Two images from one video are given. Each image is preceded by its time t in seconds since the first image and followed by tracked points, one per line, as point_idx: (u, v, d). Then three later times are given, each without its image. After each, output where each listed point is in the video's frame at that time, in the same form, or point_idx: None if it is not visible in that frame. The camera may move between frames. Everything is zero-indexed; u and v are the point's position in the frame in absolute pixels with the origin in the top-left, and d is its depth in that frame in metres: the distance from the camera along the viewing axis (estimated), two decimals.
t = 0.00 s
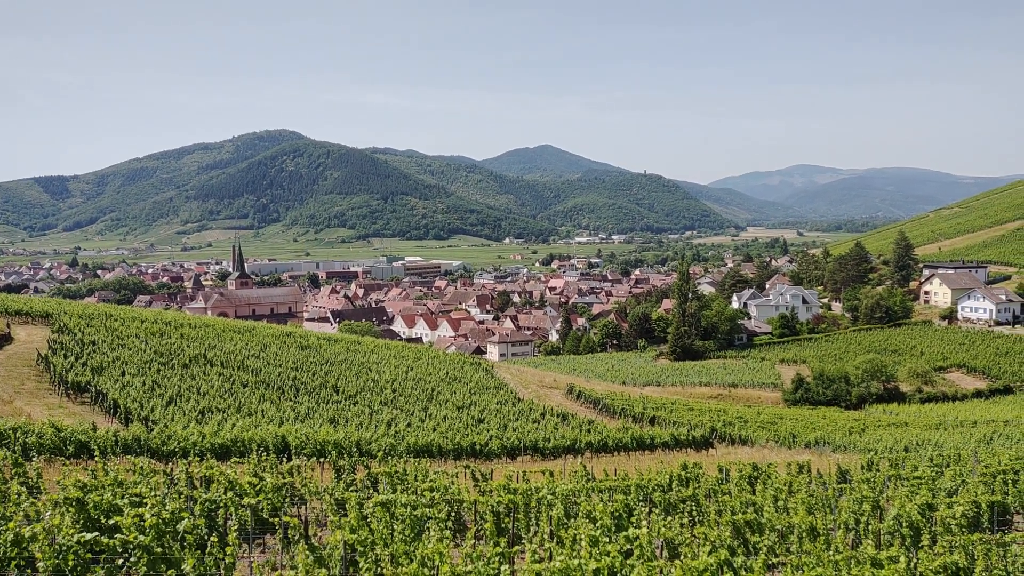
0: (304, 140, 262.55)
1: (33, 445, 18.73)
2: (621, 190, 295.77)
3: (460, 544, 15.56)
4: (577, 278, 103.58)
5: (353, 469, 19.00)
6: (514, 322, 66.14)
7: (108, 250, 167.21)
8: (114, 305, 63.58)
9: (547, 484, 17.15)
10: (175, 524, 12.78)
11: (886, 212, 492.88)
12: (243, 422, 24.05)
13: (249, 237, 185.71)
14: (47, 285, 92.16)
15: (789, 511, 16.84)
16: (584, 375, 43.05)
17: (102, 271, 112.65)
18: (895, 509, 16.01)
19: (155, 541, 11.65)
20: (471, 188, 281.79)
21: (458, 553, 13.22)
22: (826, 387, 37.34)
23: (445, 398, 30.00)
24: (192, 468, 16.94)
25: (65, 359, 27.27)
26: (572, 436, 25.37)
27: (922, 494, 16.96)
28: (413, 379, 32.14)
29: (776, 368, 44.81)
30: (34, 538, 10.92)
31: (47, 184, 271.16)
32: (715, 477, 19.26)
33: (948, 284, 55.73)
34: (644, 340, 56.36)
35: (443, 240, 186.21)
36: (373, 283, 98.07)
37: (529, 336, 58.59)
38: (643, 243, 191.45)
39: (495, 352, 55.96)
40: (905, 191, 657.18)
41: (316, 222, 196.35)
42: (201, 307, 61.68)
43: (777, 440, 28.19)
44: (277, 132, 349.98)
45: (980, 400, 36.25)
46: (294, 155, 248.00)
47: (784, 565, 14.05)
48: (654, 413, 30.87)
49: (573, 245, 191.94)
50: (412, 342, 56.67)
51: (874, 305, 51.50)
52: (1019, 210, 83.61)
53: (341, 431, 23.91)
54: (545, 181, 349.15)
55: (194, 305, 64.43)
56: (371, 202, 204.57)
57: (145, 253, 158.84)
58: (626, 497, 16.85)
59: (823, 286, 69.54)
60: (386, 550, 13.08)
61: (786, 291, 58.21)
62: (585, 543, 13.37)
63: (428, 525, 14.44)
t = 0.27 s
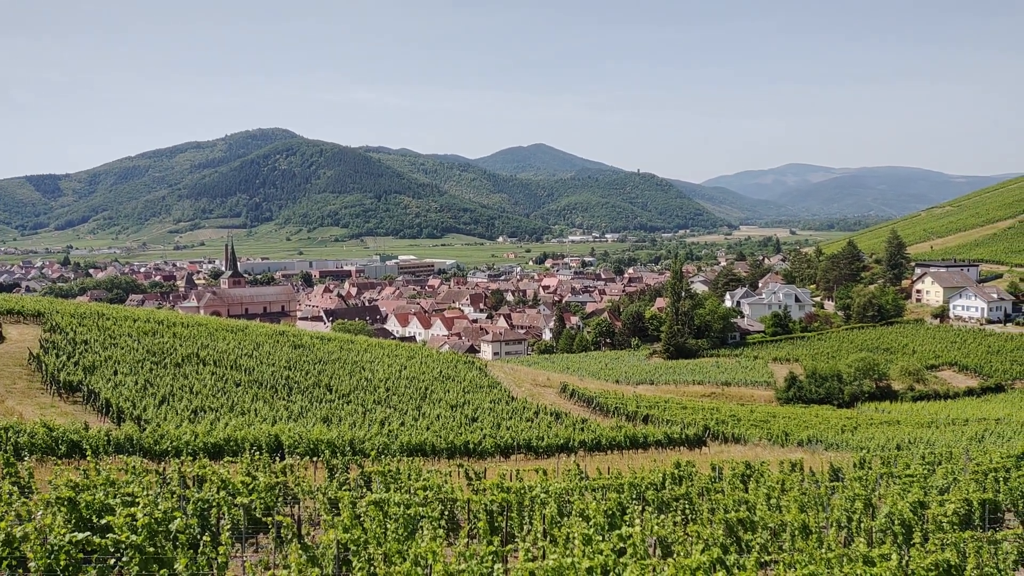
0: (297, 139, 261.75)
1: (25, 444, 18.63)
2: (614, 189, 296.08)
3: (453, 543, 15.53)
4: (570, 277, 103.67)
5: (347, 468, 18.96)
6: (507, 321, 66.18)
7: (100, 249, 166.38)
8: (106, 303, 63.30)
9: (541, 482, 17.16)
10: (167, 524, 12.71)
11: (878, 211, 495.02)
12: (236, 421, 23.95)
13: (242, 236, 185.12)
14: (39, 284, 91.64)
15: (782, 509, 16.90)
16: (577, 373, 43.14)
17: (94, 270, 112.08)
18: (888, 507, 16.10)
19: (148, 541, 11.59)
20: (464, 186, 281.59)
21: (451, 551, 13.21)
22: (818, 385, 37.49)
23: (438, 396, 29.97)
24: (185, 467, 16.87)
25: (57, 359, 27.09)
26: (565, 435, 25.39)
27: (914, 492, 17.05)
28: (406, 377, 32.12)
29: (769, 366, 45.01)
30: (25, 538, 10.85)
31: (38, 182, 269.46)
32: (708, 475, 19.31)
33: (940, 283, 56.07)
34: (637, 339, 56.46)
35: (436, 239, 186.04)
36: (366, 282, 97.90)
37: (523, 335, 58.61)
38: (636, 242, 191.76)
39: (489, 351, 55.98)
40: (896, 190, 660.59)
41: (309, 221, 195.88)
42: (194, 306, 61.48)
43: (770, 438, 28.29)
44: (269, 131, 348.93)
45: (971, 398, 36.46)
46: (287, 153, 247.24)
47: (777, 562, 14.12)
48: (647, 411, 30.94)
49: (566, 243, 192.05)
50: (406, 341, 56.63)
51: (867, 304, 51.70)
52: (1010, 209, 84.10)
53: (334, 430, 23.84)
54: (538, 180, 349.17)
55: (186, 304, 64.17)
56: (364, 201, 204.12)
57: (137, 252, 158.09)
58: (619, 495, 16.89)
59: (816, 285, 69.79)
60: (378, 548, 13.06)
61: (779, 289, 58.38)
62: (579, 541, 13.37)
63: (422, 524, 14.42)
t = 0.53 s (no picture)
0: (289, 138, 260.84)
1: (15, 445, 18.52)
2: (607, 188, 296.32)
3: (445, 542, 15.51)
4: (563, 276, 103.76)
5: (339, 467, 18.91)
6: (500, 320, 66.18)
7: (92, 248, 165.45)
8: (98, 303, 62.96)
9: (533, 481, 17.17)
10: (158, 523, 12.64)
11: (869, 211, 497.25)
12: (229, 421, 23.86)
13: (234, 235, 184.40)
14: (29, 284, 91.05)
15: (774, 507, 16.98)
16: (570, 372, 43.18)
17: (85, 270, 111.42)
18: (879, 505, 16.20)
19: (139, 540, 11.54)
20: (457, 185, 281.25)
21: (444, 551, 13.17)
22: (811, 384, 37.64)
23: (431, 396, 29.91)
24: (177, 467, 16.81)
25: (48, 358, 26.92)
26: (558, 434, 25.40)
27: (905, 491, 17.14)
28: (399, 377, 32.07)
29: (761, 365, 45.15)
30: (14, 538, 10.78)
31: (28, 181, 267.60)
32: (700, 474, 19.37)
33: (931, 282, 56.40)
34: (630, 338, 56.54)
35: (429, 238, 185.74)
36: (359, 281, 97.75)
37: (516, 334, 58.59)
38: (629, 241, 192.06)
39: (482, 350, 55.93)
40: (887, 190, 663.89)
41: (301, 220, 195.30)
42: (186, 305, 61.25)
43: (762, 436, 28.39)
44: (262, 129, 347.63)
45: (962, 396, 36.69)
46: (280, 152, 246.35)
47: (768, 560, 14.18)
48: (640, 410, 31.00)
49: (559, 243, 192.17)
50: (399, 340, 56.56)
51: (859, 302, 51.92)
52: (1000, 209, 84.58)
53: (327, 429, 23.77)
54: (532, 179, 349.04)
55: (178, 303, 63.86)
56: (357, 200, 203.66)
57: (129, 251, 157.19)
58: (612, 494, 16.91)
59: (808, 284, 70.07)
60: (371, 547, 13.03)
61: (771, 288, 58.58)
62: (571, 540, 13.40)
63: (415, 523, 14.39)
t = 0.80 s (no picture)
0: (281, 136, 259.75)
1: (4, 445, 18.37)
2: (599, 188, 296.61)
3: (436, 541, 15.50)
4: (555, 275, 103.77)
5: (330, 467, 18.86)
6: (492, 319, 66.16)
7: (82, 247, 164.35)
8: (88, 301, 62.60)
9: (525, 480, 17.15)
10: (148, 523, 12.56)
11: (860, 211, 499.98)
12: (219, 420, 23.74)
13: (225, 234, 183.55)
14: (18, 283, 90.35)
15: (764, 506, 17.03)
16: (563, 371, 43.21)
17: (74, 268, 110.62)
18: (869, 504, 16.29)
19: (128, 540, 11.44)
20: (449, 185, 280.99)
21: (434, 550, 13.14)
22: (802, 383, 37.79)
23: (422, 395, 29.85)
24: (167, 467, 16.70)
25: (36, 357, 26.70)
26: (550, 433, 25.42)
27: (895, 489, 17.25)
28: (391, 376, 31.98)
29: (752, 364, 45.32)
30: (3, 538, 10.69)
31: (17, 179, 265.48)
32: (691, 473, 19.42)
33: (922, 281, 56.79)
34: (622, 337, 56.61)
35: (421, 237, 185.42)
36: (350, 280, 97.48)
37: (508, 334, 58.54)
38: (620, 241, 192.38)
39: (473, 350, 55.88)
40: (877, 190, 667.74)
41: (293, 219, 194.58)
42: (176, 304, 60.94)
43: (753, 435, 28.49)
44: (253, 128, 346.11)
45: (952, 395, 36.93)
46: (271, 151, 245.37)
47: (759, 558, 14.24)
48: (631, 409, 31.06)
49: (551, 242, 192.26)
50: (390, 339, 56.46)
51: (849, 301, 52.22)
52: (989, 209, 85.20)
53: (318, 429, 23.69)
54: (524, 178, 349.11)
55: (169, 302, 63.52)
56: (349, 199, 203.11)
57: (119, 250, 156.23)
58: (603, 492, 16.93)
59: (799, 283, 70.40)
60: (361, 547, 13.00)
61: (762, 287, 58.79)
62: (562, 539, 13.42)
63: (406, 522, 14.35)
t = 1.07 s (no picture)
0: (270, 134, 258.42)
1: None
2: (589, 187, 297.05)
3: (426, 540, 15.46)
4: (545, 274, 103.75)
5: (319, 466, 18.78)
6: (482, 318, 66.10)
7: (69, 245, 162.90)
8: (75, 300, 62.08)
9: (514, 479, 17.14)
10: (136, 523, 12.47)
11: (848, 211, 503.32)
12: (208, 419, 23.59)
13: (214, 233, 182.46)
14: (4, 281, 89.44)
15: (754, 504, 17.11)
16: (552, 371, 43.24)
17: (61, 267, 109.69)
18: (857, 502, 16.39)
19: (116, 540, 11.35)
20: (439, 184, 280.56)
21: (423, 549, 13.12)
22: (790, 382, 38.01)
23: (412, 394, 29.75)
24: (155, 466, 16.56)
25: (23, 356, 26.44)
26: (539, 432, 25.42)
27: (882, 487, 17.36)
28: (381, 375, 31.87)
29: (741, 363, 45.53)
30: None
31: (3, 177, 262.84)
32: (680, 471, 19.47)
33: (909, 280, 57.25)
34: (612, 336, 56.71)
35: (411, 235, 185.03)
36: (340, 279, 97.15)
37: (498, 333, 58.49)
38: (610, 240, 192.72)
39: (463, 349, 55.80)
40: (865, 190, 672.51)
41: (282, 218, 193.69)
42: (165, 303, 60.54)
43: (742, 434, 28.60)
44: (242, 126, 344.22)
45: (940, 394, 37.23)
46: (260, 149, 244.12)
47: (748, 557, 14.32)
48: (621, 408, 31.12)
49: (541, 241, 192.33)
50: (380, 339, 56.33)
51: (837, 301, 52.57)
52: (975, 209, 85.98)
53: (307, 428, 23.58)
54: (514, 177, 349.16)
55: (156, 301, 63.07)
56: (338, 197, 202.36)
57: (107, 249, 155.04)
58: (593, 491, 16.95)
59: (787, 282, 70.79)
60: (351, 546, 12.95)
61: (751, 287, 59.04)
62: (551, 538, 13.43)
63: (395, 522, 14.32)
